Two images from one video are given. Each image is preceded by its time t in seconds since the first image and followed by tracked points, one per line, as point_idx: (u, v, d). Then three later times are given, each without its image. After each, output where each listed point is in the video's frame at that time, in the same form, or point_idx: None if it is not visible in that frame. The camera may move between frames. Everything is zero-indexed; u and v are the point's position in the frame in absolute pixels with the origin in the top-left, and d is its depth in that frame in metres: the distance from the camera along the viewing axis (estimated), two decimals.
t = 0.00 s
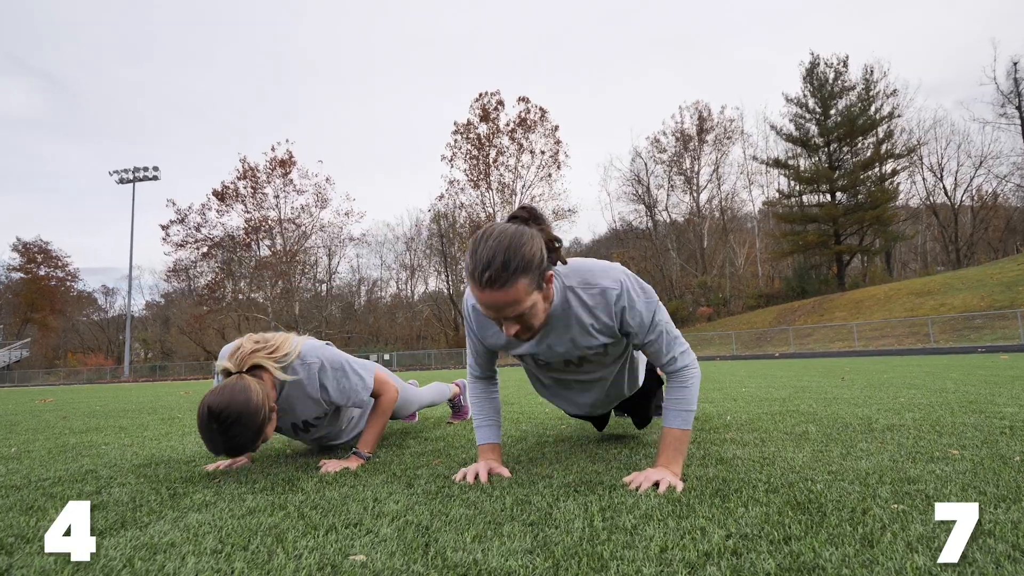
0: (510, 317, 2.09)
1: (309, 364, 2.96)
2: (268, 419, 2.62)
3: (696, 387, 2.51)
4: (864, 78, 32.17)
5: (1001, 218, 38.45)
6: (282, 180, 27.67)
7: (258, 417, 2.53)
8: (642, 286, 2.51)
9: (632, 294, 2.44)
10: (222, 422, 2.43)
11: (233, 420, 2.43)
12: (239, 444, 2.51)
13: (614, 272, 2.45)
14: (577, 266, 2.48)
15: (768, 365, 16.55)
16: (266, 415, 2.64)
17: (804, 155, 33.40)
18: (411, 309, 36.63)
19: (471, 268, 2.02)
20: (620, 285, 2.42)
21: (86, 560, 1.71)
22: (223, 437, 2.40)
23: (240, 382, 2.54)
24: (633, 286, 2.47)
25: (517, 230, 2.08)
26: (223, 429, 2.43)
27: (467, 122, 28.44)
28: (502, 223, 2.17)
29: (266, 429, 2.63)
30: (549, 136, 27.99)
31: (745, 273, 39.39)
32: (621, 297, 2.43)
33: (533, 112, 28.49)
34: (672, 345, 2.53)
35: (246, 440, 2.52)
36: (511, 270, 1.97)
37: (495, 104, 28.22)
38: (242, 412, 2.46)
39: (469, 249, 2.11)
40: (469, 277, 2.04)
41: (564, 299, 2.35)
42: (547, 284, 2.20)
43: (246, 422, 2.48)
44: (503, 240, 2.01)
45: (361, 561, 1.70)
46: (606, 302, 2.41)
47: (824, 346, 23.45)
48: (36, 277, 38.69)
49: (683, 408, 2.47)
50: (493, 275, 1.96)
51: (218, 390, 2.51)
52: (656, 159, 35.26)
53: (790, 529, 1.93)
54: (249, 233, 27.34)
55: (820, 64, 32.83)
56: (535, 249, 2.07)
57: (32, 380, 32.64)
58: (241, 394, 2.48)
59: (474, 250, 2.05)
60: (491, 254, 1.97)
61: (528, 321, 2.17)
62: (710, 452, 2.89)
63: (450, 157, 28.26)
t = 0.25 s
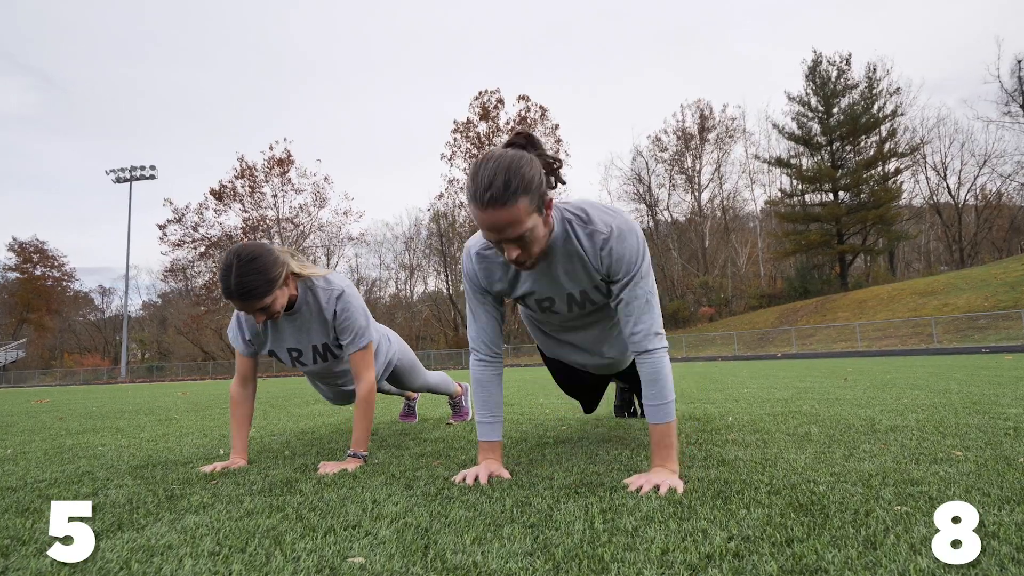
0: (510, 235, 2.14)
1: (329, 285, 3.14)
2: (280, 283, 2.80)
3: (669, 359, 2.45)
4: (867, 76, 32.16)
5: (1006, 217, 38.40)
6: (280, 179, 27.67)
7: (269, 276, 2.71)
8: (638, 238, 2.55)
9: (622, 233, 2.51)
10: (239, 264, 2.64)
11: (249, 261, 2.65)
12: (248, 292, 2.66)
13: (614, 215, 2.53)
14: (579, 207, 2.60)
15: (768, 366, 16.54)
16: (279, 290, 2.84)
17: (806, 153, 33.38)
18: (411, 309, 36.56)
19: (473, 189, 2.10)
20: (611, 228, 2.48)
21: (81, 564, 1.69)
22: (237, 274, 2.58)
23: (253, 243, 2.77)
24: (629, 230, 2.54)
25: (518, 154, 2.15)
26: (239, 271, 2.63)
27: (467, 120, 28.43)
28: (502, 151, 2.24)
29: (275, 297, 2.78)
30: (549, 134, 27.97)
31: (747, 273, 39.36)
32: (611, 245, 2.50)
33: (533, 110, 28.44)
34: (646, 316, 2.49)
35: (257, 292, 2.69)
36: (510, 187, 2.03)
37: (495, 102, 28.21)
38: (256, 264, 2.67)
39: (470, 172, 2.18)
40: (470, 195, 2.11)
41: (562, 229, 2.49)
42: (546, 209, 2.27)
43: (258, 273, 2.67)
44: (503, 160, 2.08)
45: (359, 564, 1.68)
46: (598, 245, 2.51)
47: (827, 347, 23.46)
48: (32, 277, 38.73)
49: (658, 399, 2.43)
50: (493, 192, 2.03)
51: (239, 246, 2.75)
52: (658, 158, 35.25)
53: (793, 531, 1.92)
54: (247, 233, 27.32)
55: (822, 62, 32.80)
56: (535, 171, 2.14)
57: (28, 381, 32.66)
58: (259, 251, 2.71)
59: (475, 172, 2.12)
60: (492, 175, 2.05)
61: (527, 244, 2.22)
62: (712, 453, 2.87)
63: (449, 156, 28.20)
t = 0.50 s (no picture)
0: (514, 317, 2.09)
1: (323, 281, 3.17)
2: (275, 280, 2.80)
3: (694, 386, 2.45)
4: (870, 75, 32.13)
5: (1010, 216, 38.38)
6: (278, 178, 27.65)
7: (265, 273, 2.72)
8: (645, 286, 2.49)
9: (629, 289, 2.44)
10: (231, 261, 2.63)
11: (242, 260, 2.63)
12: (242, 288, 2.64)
13: (607, 269, 2.46)
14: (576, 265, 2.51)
15: (770, 366, 16.51)
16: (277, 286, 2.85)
17: (808, 152, 33.38)
18: (410, 309, 36.51)
19: (472, 270, 2.02)
20: (613, 281, 2.43)
21: (79, 564, 1.68)
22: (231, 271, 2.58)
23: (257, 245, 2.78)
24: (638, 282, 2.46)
25: (517, 229, 2.09)
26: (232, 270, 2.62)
27: (467, 119, 28.38)
28: (502, 221, 2.18)
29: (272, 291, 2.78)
30: (550, 133, 27.94)
31: (749, 273, 39.36)
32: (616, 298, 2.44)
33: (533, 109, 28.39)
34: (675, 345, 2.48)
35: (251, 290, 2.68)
36: (514, 270, 1.98)
37: (495, 101, 28.18)
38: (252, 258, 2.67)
39: (468, 249, 2.10)
40: (471, 277, 2.04)
41: (564, 297, 2.40)
42: (550, 284, 2.21)
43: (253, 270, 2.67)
44: (503, 238, 2.02)
45: (358, 566, 1.67)
46: (601, 303, 2.45)
47: (829, 347, 23.45)
48: (29, 277, 38.84)
49: (678, 407, 2.42)
50: (496, 275, 1.97)
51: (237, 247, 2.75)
52: (659, 157, 35.23)
53: (795, 534, 1.90)
54: (245, 232, 27.34)
55: (825, 60, 32.78)
56: (537, 246, 2.09)
57: (24, 382, 32.65)
58: (255, 248, 2.73)
59: (474, 253, 2.04)
60: (493, 255, 1.98)
61: (531, 321, 2.16)
62: (714, 454, 2.86)
63: (449, 155, 28.18)
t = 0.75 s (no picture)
0: (524, 453, 1.99)
1: (304, 353, 2.92)
2: (261, 405, 2.57)
3: (709, 395, 2.45)
4: (873, 73, 32.06)
5: (1014, 215, 38.30)
6: (276, 177, 27.61)
7: (251, 401, 2.46)
8: (650, 362, 2.37)
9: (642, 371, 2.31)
10: (214, 405, 2.37)
11: (223, 401, 2.38)
12: (232, 428, 2.44)
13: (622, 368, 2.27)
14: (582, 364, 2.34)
15: (772, 367, 16.45)
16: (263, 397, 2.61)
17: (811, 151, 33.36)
18: (410, 308, 36.45)
19: (479, 405, 1.92)
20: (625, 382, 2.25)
21: (77, 565, 1.67)
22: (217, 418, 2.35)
23: (235, 367, 2.49)
24: (643, 365, 2.33)
25: (527, 359, 1.98)
26: (213, 414, 2.38)
27: (467, 118, 28.33)
28: (513, 349, 2.06)
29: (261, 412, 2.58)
30: (550, 132, 27.90)
31: (750, 272, 39.28)
32: (629, 396, 2.27)
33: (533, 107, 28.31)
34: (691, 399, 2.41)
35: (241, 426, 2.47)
36: (523, 410, 1.87)
37: (495, 99, 28.15)
38: (236, 394, 2.41)
39: (475, 381, 1.99)
40: (478, 412, 1.93)
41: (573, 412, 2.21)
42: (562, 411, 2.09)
43: (240, 406, 2.43)
44: (512, 373, 1.90)
45: (357, 568, 1.65)
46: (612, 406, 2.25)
47: (833, 347, 23.39)
48: (24, 278, 38.43)
49: (694, 415, 2.41)
50: (504, 415, 1.86)
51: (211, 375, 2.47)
52: (660, 156, 35.19)
53: (797, 534, 1.89)
54: (243, 231, 27.30)
55: (827, 58, 32.73)
56: (548, 379, 1.97)
57: (20, 383, 32.53)
58: (233, 377, 2.43)
59: (482, 386, 1.94)
60: (501, 392, 1.87)
61: (542, 454, 2.05)
62: (716, 456, 2.84)
63: (448, 154, 28.13)
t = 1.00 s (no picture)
0: (525, 480, 1.92)
1: (305, 359, 2.87)
2: (255, 402, 2.50)
3: (716, 399, 2.40)
4: (876, 71, 32.04)
5: (1017, 215, 38.28)
6: (273, 176, 27.59)
7: (247, 397, 2.43)
8: (651, 381, 2.27)
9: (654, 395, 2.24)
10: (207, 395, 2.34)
11: (219, 391, 2.34)
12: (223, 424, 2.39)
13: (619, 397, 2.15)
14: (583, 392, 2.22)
15: (773, 368, 16.44)
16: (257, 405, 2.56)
17: (813, 150, 33.34)
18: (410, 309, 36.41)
19: (479, 435, 1.82)
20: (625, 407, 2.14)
21: (71, 568, 1.66)
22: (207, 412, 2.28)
23: (232, 364, 2.45)
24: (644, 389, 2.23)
25: (526, 388, 1.89)
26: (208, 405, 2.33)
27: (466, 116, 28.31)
28: (513, 377, 1.96)
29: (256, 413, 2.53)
30: (550, 131, 27.88)
31: (752, 272, 39.27)
32: (633, 416, 2.18)
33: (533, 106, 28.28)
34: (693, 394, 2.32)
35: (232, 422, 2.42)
36: (523, 443, 1.79)
37: (495, 98, 28.14)
38: (231, 387, 2.37)
39: (474, 410, 1.91)
40: (477, 441, 1.85)
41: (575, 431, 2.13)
42: (563, 439, 2.00)
43: (234, 399, 2.39)
44: (512, 402, 1.80)
45: (355, 570, 1.64)
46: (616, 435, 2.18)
47: (835, 348, 23.37)
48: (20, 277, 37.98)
49: (698, 417, 2.37)
50: (504, 445, 1.78)
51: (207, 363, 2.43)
52: (661, 155, 35.18)
53: (799, 537, 1.87)
54: (241, 231, 27.23)
55: (830, 57, 32.72)
56: (548, 407, 1.87)
57: (16, 383, 32.48)
58: (234, 373, 2.41)
59: (481, 417, 1.84)
60: (501, 424, 1.78)
61: (543, 480, 1.97)
62: (717, 457, 2.82)
63: (447, 154, 28.12)
